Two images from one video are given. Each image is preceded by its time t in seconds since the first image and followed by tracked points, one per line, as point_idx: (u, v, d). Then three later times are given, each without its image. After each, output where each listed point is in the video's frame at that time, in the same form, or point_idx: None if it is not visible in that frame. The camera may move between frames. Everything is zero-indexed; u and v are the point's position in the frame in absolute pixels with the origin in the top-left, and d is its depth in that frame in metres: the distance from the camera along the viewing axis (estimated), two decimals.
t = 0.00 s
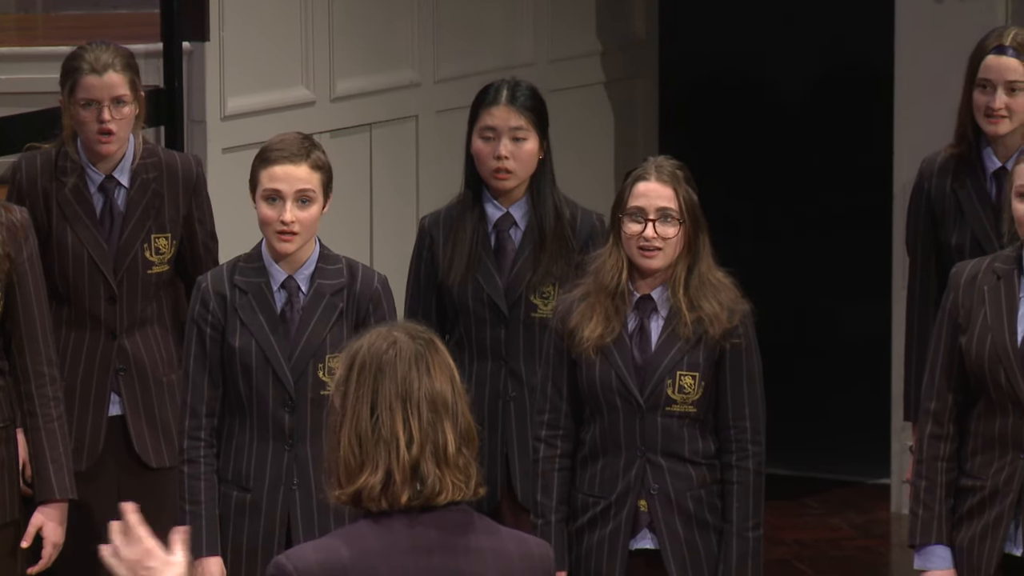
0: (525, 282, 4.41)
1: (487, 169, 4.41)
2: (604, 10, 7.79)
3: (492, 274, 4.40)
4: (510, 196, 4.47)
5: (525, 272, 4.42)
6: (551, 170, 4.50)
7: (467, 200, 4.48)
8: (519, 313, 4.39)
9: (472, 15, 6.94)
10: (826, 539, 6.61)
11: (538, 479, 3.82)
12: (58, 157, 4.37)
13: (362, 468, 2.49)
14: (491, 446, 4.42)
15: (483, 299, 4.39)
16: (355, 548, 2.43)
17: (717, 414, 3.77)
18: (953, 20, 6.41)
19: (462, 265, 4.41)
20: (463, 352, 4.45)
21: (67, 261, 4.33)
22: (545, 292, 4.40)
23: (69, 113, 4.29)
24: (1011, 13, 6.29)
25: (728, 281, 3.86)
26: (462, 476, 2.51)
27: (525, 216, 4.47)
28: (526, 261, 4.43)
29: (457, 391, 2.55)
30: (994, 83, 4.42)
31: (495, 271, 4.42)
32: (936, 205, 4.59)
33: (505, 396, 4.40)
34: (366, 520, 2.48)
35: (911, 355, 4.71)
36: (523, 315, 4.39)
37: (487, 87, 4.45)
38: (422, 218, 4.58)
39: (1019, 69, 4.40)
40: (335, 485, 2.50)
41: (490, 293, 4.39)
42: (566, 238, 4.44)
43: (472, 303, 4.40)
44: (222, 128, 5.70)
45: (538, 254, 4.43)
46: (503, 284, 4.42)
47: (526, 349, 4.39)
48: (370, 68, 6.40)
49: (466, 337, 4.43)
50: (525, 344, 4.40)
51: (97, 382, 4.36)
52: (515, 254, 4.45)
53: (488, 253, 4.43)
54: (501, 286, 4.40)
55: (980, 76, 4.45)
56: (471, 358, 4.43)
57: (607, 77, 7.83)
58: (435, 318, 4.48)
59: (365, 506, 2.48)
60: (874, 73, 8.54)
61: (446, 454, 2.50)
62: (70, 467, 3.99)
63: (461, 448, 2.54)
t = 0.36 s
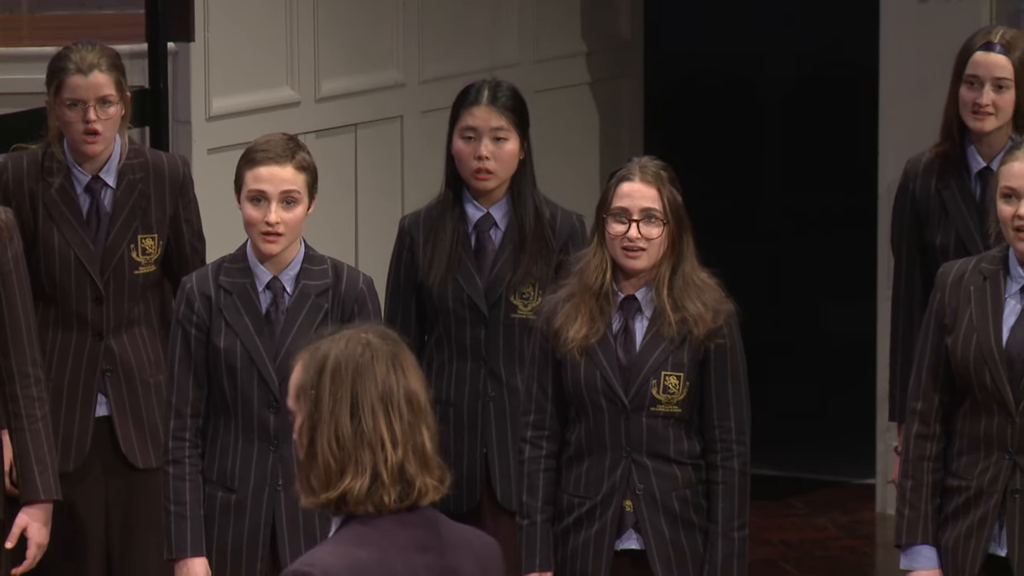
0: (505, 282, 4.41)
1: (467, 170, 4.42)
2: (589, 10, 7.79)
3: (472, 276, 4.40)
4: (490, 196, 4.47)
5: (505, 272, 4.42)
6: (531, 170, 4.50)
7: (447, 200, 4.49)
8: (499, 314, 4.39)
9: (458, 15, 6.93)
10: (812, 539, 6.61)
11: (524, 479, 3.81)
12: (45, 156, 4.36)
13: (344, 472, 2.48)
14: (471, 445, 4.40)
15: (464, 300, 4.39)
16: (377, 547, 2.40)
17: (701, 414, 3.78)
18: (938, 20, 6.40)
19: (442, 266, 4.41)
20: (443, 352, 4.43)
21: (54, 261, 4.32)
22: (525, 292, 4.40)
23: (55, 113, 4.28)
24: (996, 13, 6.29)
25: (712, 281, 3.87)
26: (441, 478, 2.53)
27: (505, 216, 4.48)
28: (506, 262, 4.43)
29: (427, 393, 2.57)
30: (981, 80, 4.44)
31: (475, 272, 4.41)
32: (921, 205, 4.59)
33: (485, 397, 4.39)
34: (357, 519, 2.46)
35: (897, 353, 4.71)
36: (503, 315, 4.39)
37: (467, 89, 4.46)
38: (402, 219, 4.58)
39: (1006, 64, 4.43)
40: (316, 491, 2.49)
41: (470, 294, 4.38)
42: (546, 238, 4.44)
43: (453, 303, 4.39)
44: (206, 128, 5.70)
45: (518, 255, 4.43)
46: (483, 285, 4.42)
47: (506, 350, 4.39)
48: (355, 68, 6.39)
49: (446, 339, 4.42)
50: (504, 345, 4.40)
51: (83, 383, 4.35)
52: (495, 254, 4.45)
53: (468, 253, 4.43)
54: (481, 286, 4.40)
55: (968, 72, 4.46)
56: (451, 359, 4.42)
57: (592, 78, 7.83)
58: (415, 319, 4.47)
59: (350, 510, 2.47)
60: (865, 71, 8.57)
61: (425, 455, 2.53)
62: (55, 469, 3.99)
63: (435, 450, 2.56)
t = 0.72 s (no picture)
0: (494, 282, 4.40)
1: (455, 170, 4.41)
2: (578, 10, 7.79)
3: (461, 275, 4.39)
4: (478, 197, 4.47)
5: (493, 273, 4.41)
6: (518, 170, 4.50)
7: (435, 201, 4.48)
8: (489, 314, 4.38)
9: (448, 15, 6.92)
10: (800, 539, 6.61)
11: (516, 481, 3.81)
12: (37, 156, 4.38)
13: (320, 476, 2.59)
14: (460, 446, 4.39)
15: (453, 301, 4.38)
16: (365, 557, 2.49)
17: (692, 413, 3.77)
18: (927, 20, 6.41)
19: (430, 266, 4.40)
20: (432, 353, 4.42)
21: (43, 263, 4.32)
22: (514, 292, 4.39)
23: (48, 110, 4.28)
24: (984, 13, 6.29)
25: (702, 281, 3.87)
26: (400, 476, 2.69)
27: (493, 216, 4.48)
28: (494, 262, 4.42)
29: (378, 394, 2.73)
30: (970, 80, 4.44)
31: (463, 272, 4.40)
32: (910, 205, 4.59)
33: (475, 396, 4.37)
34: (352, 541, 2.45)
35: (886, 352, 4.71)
36: (493, 315, 4.38)
37: (455, 89, 4.47)
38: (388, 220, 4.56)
39: (995, 64, 4.44)
40: (291, 495, 2.59)
41: (459, 294, 4.37)
42: (533, 238, 4.43)
43: (442, 303, 4.38)
44: (195, 129, 5.68)
45: (505, 256, 4.42)
46: (471, 285, 4.40)
47: (496, 350, 4.38)
48: (343, 68, 6.39)
49: (435, 339, 4.41)
50: (493, 346, 4.38)
51: (70, 383, 4.34)
52: (483, 255, 4.44)
53: (456, 254, 4.42)
54: (469, 287, 4.39)
55: (956, 73, 4.47)
56: (440, 360, 4.40)
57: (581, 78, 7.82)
58: (403, 319, 4.46)
59: (331, 513, 2.57)
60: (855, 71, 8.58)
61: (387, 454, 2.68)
62: (44, 469, 3.98)
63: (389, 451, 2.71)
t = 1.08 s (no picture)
0: (487, 281, 4.40)
1: (447, 169, 4.40)
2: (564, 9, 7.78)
3: (453, 274, 4.40)
4: (469, 195, 4.46)
5: (486, 273, 4.40)
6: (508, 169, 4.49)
7: (425, 200, 4.46)
8: (483, 312, 4.38)
9: (438, 14, 6.90)
10: (787, 538, 6.62)
11: (505, 481, 3.81)
12: (25, 154, 4.37)
13: (304, 482, 2.61)
14: (456, 445, 4.39)
15: (446, 300, 4.38)
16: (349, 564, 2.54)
17: (681, 413, 3.77)
18: (914, 20, 6.42)
19: (422, 266, 4.40)
20: (426, 353, 4.42)
21: (29, 262, 4.32)
22: (509, 290, 4.39)
23: (38, 109, 4.28)
24: (971, 13, 6.30)
25: (689, 281, 3.86)
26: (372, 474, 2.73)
27: (485, 216, 4.46)
28: (487, 262, 4.42)
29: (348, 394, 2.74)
30: (956, 80, 4.45)
31: (456, 271, 4.41)
32: (897, 205, 4.60)
33: (470, 396, 4.38)
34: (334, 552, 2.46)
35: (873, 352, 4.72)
36: (486, 314, 4.38)
37: (445, 88, 4.45)
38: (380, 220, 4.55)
39: (980, 64, 4.44)
40: (276, 503, 2.61)
41: (453, 294, 4.37)
42: (525, 237, 4.43)
43: (435, 303, 4.38)
44: (182, 129, 5.70)
45: (498, 255, 4.42)
46: (464, 285, 4.40)
47: (491, 349, 4.39)
48: (330, 67, 6.38)
49: (429, 339, 4.41)
50: (488, 344, 4.39)
51: (54, 380, 4.34)
52: (475, 255, 4.44)
53: (448, 253, 4.42)
54: (463, 286, 4.39)
55: (943, 72, 4.47)
56: (435, 360, 4.41)
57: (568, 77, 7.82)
58: (395, 320, 4.46)
59: (316, 520, 2.61)
60: (842, 67, 8.62)
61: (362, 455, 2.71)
62: (29, 469, 3.97)
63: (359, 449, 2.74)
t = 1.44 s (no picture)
0: (480, 281, 4.40)
1: (437, 170, 4.40)
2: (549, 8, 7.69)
3: (445, 274, 4.40)
4: (461, 196, 4.45)
5: (479, 273, 4.41)
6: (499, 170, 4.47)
7: (415, 201, 4.45)
8: (476, 313, 4.39)
9: (426, 14, 6.88)
10: (770, 538, 6.63)
11: (489, 482, 3.81)
12: (7, 154, 4.36)
13: (290, 485, 2.61)
14: (448, 448, 4.39)
15: (438, 301, 4.38)
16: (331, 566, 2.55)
17: (665, 413, 3.77)
18: (899, 20, 6.42)
19: (414, 267, 4.40)
20: (418, 354, 4.42)
21: (10, 259, 4.32)
22: (502, 291, 4.40)
23: (19, 109, 4.27)
24: (954, 13, 6.31)
25: (674, 281, 3.87)
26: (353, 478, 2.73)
27: (476, 216, 4.46)
28: (479, 263, 4.42)
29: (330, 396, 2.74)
30: (940, 80, 4.46)
31: (448, 271, 4.41)
32: (881, 205, 4.60)
33: (464, 397, 4.38)
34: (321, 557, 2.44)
35: (857, 354, 4.73)
36: (479, 314, 4.39)
37: (434, 88, 4.44)
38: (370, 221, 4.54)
39: (964, 64, 4.45)
40: (264, 506, 2.60)
41: (445, 294, 4.38)
42: (516, 237, 4.43)
43: (428, 305, 4.39)
44: (166, 129, 5.71)
45: (490, 255, 4.42)
46: (457, 285, 4.41)
47: (483, 349, 4.39)
48: (314, 68, 6.37)
49: (421, 339, 4.41)
50: (481, 342, 4.39)
51: (37, 379, 4.34)
52: (467, 255, 4.44)
53: (440, 254, 4.42)
54: (455, 286, 4.39)
55: (926, 73, 4.48)
56: (426, 360, 4.40)
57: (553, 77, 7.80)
58: (386, 322, 4.47)
59: (303, 522, 2.60)
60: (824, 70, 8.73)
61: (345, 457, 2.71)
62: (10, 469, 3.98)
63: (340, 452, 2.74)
